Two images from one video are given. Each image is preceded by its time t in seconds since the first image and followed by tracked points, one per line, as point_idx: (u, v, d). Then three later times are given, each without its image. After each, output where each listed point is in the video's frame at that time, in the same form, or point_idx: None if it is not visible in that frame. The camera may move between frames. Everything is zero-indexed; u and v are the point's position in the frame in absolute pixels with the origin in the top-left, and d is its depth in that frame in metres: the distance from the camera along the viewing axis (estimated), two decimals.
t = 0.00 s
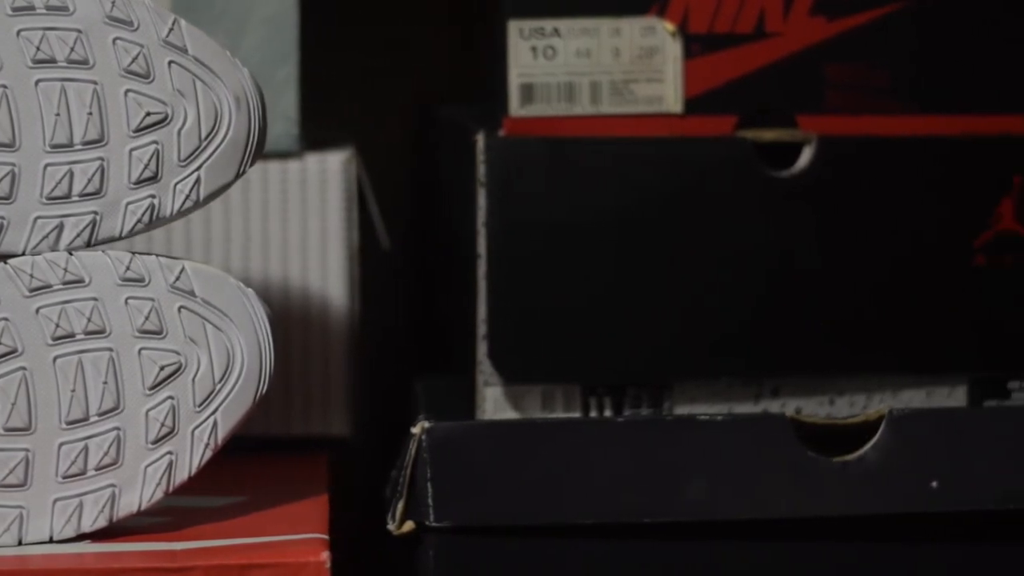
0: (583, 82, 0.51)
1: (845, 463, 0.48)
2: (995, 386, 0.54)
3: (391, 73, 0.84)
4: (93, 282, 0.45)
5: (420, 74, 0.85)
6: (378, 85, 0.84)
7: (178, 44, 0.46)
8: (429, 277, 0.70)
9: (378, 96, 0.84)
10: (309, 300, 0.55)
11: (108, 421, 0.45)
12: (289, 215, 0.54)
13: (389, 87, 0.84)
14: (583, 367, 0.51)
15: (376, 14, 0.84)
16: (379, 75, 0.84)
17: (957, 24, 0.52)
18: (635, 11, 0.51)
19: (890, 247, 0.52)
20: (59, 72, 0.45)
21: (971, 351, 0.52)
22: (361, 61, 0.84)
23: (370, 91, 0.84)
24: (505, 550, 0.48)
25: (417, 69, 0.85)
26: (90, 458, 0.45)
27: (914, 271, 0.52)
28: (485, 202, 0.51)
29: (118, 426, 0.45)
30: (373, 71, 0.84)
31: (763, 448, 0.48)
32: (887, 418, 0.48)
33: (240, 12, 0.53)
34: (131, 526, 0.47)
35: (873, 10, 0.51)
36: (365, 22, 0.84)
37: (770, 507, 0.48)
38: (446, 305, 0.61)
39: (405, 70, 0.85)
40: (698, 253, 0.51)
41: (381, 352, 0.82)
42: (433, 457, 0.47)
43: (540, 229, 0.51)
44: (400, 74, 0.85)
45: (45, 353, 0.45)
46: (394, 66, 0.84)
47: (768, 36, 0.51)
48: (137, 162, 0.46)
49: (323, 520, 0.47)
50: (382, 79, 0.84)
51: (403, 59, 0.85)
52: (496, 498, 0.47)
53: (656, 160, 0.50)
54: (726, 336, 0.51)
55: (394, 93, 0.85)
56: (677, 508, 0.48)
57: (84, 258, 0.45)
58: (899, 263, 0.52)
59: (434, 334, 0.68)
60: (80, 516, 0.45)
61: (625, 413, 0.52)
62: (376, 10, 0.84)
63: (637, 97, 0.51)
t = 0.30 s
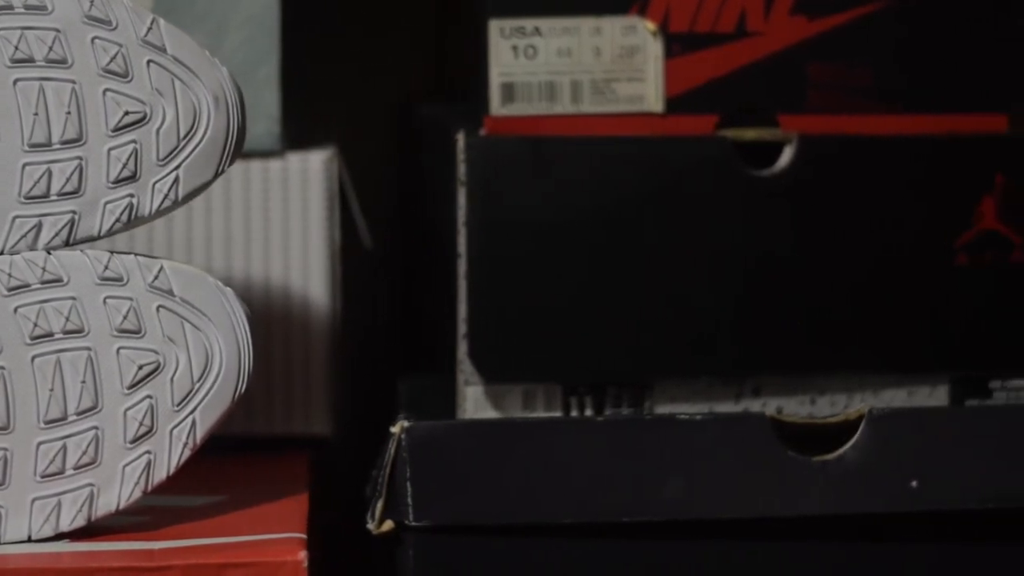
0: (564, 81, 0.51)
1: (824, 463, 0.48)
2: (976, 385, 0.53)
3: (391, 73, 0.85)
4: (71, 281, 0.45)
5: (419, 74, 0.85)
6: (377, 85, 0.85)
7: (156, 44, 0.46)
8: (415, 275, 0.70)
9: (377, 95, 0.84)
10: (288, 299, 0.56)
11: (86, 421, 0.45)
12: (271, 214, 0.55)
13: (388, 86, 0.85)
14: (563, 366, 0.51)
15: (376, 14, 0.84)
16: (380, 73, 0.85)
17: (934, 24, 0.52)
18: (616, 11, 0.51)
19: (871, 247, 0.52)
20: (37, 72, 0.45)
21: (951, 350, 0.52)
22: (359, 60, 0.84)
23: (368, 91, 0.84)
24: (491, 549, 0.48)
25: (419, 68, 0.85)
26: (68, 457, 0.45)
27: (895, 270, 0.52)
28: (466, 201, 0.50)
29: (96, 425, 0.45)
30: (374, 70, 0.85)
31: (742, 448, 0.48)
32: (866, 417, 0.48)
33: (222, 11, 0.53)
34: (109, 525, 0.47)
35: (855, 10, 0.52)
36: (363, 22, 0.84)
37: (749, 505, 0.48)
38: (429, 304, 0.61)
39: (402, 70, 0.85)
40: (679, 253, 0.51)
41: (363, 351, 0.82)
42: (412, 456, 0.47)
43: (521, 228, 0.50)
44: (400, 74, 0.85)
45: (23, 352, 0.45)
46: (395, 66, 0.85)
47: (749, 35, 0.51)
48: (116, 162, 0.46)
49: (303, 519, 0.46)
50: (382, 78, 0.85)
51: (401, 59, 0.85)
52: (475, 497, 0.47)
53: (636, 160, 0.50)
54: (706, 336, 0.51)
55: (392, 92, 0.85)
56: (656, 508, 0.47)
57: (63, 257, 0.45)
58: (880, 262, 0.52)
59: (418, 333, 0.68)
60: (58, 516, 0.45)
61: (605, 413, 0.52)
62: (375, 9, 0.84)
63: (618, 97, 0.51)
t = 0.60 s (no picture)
0: (545, 80, 0.51)
1: (804, 462, 0.48)
2: (958, 384, 0.53)
3: (380, 66, 0.85)
4: (50, 280, 0.45)
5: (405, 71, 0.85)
6: (364, 78, 0.85)
7: (135, 43, 0.46)
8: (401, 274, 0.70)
9: (365, 89, 0.85)
10: (270, 298, 0.56)
11: (65, 420, 0.45)
12: (252, 213, 0.55)
13: (375, 79, 0.85)
14: (544, 365, 0.51)
15: (363, 8, 0.84)
16: (367, 67, 0.85)
17: (917, 23, 0.52)
18: (597, 9, 0.51)
19: (853, 246, 0.52)
20: (16, 70, 0.45)
21: (932, 350, 0.52)
22: (347, 53, 0.84)
23: (355, 84, 0.85)
24: (470, 549, 0.48)
25: (406, 64, 0.85)
26: (47, 456, 0.45)
27: (876, 269, 0.52)
28: (446, 200, 0.50)
29: (74, 424, 0.45)
30: (362, 63, 0.85)
31: (723, 447, 0.48)
32: (846, 416, 0.48)
33: (204, 9, 0.53)
34: (87, 524, 0.47)
35: (836, 8, 0.51)
36: (350, 17, 0.84)
37: (730, 504, 0.48)
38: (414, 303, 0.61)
39: (390, 67, 0.85)
40: (660, 252, 0.51)
41: (351, 349, 0.83)
42: (391, 456, 0.47)
43: (502, 227, 0.50)
44: (388, 67, 0.85)
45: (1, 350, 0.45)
46: (383, 59, 0.85)
47: (730, 34, 0.51)
48: (94, 160, 0.46)
49: (282, 518, 0.46)
50: (370, 71, 0.85)
51: (389, 53, 0.85)
52: (454, 497, 0.47)
53: (616, 159, 0.50)
54: (689, 335, 0.51)
55: (379, 86, 0.85)
56: (636, 507, 0.47)
57: (41, 256, 0.45)
58: (863, 261, 0.52)
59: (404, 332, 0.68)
60: (36, 515, 0.45)
61: (586, 412, 0.52)
62: (364, 5, 0.84)
63: (599, 95, 0.51)
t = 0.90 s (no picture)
0: (526, 79, 0.51)
1: (784, 462, 0.48)
2: (939, 383, 0.53)
3: (380, 66, 0.85)
4: (28, 278, 0.45)
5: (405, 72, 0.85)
6: (366, 77, 0.84)
7: (113, 41, 0.47)
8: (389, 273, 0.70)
9: (362, 88, 0.84)
10: (252, 296, 0.56)
11: (43, 418, 0.45)
12: (234, 211, 0.55)
13: (374, 79, 0.85)
14: (525, 364, 0.51)
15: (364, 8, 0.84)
16: (368, 67, 0.85)
17: (900, 21, 0.52)
18: (578, 8, 0.51)
19: (835, 245, 0.51)
20: None
21: (913, 348, 0.52)
22: (347, 53, 0.84)
23: (356, 84, 0.84)
24: (449, 547, 0.48)
25: (404, 65, 0.85)
26: (25, 454, 0.45)
27: (859, 269, 0.51)
28: (426, 200, 0.50)
29: (52, 422, 0.45)
30: (362, 63, 0.84)
31: (703, 446, 0.48)
32: (825, 415, 0.48)
33: (185, 8, 0.53)
34: (66, 523, 0.47)
35: (818, 6, 0.51)
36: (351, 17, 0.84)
37: (710, 503, 0.48)
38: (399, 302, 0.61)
39: (386, 66, 0.85)
40: (640, 251, 0.51)
41: (329, 351, 0.83)
42: (370, 455, 0.47)
43: (482, 226, 0.50)
44: (385, 66, 0.85)
45: None
46: (384, 60, 0.85)
47: (712, 32, 0.51)
48: (72, 159, 0.46)
49: (260, 518, 0.46)
50: (370, 72, 0.85)
51: (389, 53, 0.85)
52: (434, 496, 0.47)
53: (596, 158, 0.50)
54: (670, 334, 0.51)
55: (376, 85, 0.85)
56: (616, 506, 0.47)
57: (19, 255, 0.45)
58: (845, 260, 0.51)
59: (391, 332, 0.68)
60: (13, 513, 0.45)
61: (567, 410, 0.52)
62: (362, 4, 0.84)
63: (580, 94, 0.51)
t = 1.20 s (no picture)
0: (507, 77, 0.51)
1: (765, 460, 0.48)
2: (920, 381, 0.54)
3: (377, 66, 0.85)
4: (6, 277, 0.45)
5: (401, 72, 0.85)
6: (365, 77, 0.85)
7: (92, 39, 0.47)
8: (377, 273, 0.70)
9: (358, 88, 0.85)
10: (233, 294, 0.56)
11: (20, 417, 0.45)
12: (215, 208, 0.55)
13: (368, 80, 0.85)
14: (505, 362, 0.51)
15: (362, 7, 0.84)
16: (366, 67, 0.85)
17: (882, 18, 0.52)
18: (559, 6, 0.51)
19: (815, 243, 0.51)
20: None
21: (893, 347, 0.52)
22: (346, 53, 0.84)
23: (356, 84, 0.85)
24: (427, 545, 0.48)
25: (398, 65, 0.85)
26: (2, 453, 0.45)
27: (840, 267, 0.51)
28: (406, 199, 0.50)
29: (30, 421, 0.45)
30: (361, 63, 0.85)
31: (683, 444, 0.48)
32: (806, 413, 0.48)
33: (165, 7, 0.54)
34: (44, 521, 0.47)
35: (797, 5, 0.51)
36: (350, 16, 0.84)
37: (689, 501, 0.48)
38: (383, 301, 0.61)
39: (379, 66, 0.85)
40: (620, 249, 0.51)
41: (311, 350, 0.84)
42: (349, 453, 0.47)
43: (462, 225, 0.50)
44: (380, 67, 0.85)
45: None
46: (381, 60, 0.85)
47: (693, 30, 0.51)
48: (50, 158, 0.46)
49: (239, 516, 0.46)
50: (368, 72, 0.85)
51: (384, 53, 0.85)
52: (413, 494, 0.47)
53: (577, 156, 0.50)
54: (651, 333, 0.51)
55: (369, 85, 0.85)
56: (595, 503, 0.47)
57: None
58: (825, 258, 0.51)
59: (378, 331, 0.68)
60: None
61: (547, 409, 0.52)
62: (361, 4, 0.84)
63: (561, 92, 0.51)
